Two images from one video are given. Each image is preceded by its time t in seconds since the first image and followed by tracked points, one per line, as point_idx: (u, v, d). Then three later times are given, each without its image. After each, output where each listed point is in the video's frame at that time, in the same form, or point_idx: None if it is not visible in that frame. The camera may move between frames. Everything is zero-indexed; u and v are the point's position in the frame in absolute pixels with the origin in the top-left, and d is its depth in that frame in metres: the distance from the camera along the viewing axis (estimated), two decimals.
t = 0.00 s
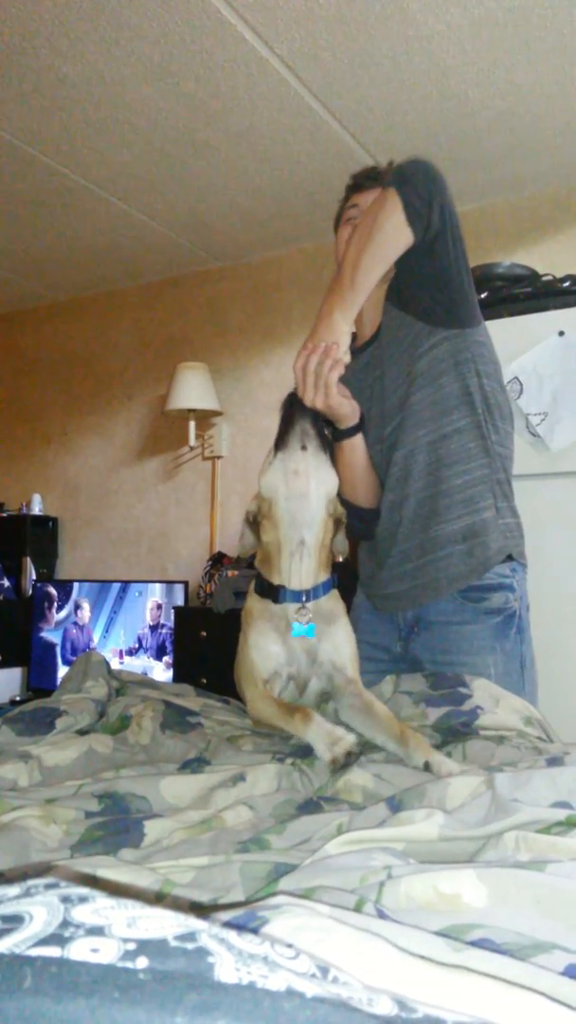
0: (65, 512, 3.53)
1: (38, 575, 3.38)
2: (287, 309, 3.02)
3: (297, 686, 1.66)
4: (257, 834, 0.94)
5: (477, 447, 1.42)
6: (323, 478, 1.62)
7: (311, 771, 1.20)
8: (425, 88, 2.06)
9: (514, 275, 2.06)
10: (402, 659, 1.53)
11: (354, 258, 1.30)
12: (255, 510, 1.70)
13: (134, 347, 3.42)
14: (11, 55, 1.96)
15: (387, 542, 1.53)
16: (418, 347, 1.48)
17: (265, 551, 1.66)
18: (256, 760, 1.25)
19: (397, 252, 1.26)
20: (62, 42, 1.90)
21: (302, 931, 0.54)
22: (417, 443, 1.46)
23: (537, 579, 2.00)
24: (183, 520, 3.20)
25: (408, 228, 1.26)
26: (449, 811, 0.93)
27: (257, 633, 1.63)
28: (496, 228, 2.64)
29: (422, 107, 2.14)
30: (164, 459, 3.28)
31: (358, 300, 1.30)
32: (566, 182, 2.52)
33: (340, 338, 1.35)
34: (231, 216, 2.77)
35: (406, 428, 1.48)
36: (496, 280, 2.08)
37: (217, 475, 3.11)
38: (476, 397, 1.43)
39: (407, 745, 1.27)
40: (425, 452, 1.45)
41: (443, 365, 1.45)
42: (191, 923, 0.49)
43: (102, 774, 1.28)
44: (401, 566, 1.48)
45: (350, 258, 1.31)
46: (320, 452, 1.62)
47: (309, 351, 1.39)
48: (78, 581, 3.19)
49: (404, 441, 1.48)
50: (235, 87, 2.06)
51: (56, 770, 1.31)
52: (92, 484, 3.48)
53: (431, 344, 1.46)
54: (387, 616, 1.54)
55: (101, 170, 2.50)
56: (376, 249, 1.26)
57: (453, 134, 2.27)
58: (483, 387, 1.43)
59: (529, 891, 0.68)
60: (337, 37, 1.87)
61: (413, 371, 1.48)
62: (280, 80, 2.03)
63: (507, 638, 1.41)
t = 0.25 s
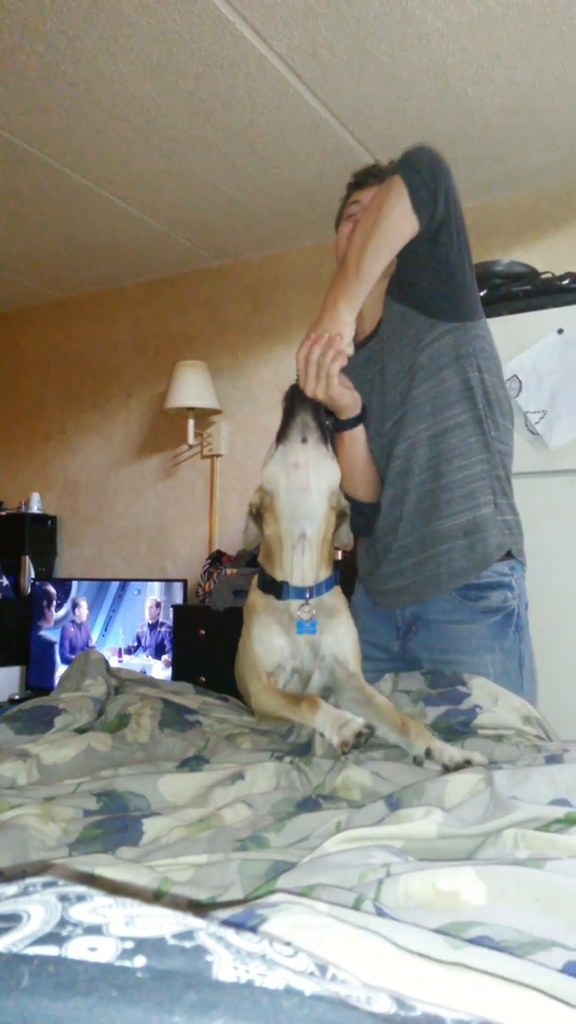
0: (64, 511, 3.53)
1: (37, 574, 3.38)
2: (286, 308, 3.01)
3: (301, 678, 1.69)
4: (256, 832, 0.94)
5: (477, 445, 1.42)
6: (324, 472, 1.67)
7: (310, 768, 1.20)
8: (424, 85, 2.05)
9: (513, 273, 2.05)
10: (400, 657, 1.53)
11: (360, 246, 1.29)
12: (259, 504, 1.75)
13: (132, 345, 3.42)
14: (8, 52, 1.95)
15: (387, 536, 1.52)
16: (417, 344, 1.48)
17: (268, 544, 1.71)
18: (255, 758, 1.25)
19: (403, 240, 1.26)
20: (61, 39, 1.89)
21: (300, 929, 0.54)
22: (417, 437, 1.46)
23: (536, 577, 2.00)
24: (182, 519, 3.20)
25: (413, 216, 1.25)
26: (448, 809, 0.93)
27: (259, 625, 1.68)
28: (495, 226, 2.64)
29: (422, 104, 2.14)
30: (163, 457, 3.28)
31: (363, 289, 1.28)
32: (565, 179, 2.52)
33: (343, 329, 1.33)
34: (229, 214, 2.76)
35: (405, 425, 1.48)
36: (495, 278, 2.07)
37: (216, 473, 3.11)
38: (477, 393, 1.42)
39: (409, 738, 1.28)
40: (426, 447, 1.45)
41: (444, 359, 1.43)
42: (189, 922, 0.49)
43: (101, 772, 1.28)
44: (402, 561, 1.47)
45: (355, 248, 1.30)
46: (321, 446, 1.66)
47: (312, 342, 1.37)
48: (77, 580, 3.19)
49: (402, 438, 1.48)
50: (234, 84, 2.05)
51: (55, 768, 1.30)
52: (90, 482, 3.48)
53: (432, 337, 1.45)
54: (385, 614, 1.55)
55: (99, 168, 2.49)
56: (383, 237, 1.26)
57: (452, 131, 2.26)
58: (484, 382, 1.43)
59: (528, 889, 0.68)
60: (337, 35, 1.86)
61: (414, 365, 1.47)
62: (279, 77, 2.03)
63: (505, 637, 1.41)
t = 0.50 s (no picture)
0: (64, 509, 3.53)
1: (37, 573, 3.38)
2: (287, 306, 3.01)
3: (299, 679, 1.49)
4: (256, 830, 0.94)
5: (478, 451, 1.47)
6: (328, 481, 1.46)
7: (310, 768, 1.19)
8: (424, 83, 2.05)
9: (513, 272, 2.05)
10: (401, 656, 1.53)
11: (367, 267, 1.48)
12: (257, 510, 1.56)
13: (133, 344, 3.42)
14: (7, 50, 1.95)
15: (391, 537, 1.50)
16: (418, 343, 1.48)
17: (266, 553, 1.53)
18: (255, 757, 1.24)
19: (410, 251, 1.44)
20: (60, 36, 1.89)
21: (301, 928, 0.54)
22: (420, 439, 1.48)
23: (537, 576, 2.00)
24: (182, 517, 3.20)
25: (421, 225, 1.43)
26: (448, 808, 0.93)
27: (259, 626, 1.52)
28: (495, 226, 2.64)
29: (422, 103, 2.14)
30: (164, 456, 3.28)
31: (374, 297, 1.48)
32: (565, 178, 2.51)
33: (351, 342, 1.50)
34: (229, 212, 2.76)
35: (405, 424, 1.48)
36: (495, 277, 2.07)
37: (217, 471, 3.11)
38: (479, 391, 1.47)
39: (399, 735, 1.28)
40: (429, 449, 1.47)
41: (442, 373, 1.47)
42: (190, 920, 0.49)
43: (102, 770, 1.28)
44: (404, 561, 1.50)
45: (361, 267, 1.52)
46: (326, 447, 1.47)
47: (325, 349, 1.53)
48: (77, 578, 3.19)
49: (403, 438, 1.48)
50: (234, 82, 2.05)
51: (56, 767, 1.30)
52: (91, 481, 3.48)
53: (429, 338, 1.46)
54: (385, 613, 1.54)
55: (99, 166, 2.49)
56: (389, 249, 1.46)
57: (452, 130, 2.26)
58: (486, 388, 1.47)
59: (528, 888, 0.68)
60: (337, 32, 1.86)
61: (414, 366, 1.48)
62: (278, 75, 2.02)
63: (507, 636, 1.42)
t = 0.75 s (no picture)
0: (65, 510, 3.53)
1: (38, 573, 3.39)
2: (287, 307, 3.01)
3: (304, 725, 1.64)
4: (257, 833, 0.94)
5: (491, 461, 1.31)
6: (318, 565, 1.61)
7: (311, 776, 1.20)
8: (426, 85, 2.05)
9: (514, 275, 2.06)
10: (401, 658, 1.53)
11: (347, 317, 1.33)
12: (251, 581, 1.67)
13: (133, 346, 3.42)
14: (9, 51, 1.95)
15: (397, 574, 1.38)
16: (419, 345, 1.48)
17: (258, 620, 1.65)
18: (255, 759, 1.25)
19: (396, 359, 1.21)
20: (62, 38, 1.89)
21: (304, 930, 0.54)
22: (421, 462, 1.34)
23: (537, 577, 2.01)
24: (183, 519, 3.20)
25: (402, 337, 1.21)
26: (449, 811, 0.93)
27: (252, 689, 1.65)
28: (496, 227, 2.64)
29: (423, 104, 2.14)
30: (164, 458, 3.28)
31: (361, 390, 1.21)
32: (565, 180, 2.52)
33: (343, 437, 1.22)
34: (230, 214, 2.77)
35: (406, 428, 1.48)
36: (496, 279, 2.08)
37: (217, 473, 3.11)
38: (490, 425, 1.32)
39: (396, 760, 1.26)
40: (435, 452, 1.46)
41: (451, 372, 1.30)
42: (193, 921, 0.50)
43: (103, 772, 1.29)
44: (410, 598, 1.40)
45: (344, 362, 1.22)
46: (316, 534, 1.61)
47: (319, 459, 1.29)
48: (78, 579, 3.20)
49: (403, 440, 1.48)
50: (236, 84, 2.06)
51: (57, 769, 1.31)
52: (91, 482, 3.48)
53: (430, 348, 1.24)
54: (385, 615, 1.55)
55: (100, 167, 2.49)
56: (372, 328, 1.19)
57: (453, 132, 2.27)
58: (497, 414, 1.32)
59: (528, 891, 0.68)
60: (339, 35, 1.87)
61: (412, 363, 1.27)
62: (280, 77, 2.03)
63: (516, 654, 1.29)
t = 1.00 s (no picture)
0: (65, 514, 3.54)
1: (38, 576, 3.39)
2: (288, 311, 3.02)
3: (295, 724, 1.66)
4: (256, 837, 0.94)
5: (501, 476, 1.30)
6: (307, 575, 1.59)
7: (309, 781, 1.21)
8: (426, 89, 2.06)
9: (514, 278, 2.06)
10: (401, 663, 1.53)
11: (360, 326, 1.50)
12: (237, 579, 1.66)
13: (134, 349, 3.43)
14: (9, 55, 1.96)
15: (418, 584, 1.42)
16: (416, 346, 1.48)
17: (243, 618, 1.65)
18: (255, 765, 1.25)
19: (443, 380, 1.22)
20: (62, 42, 1.90)
21: (303, 936, 0.55)
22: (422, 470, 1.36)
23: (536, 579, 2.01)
24: (183, 522, 3.20)
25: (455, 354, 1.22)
26: (448, 814, 0.93)
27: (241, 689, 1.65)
28: (495, 231, 2.65)
29: (423, 108, 2.14)
30: (164, 461, 3.28)
31: (400, 399, 1.20)
32: (565, 183, 2.52)
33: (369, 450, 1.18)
34: (230, 217, 2.78)
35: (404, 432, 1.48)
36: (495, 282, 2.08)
37: (217, 476, 3.12)
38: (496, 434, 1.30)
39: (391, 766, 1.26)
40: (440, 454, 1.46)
41: (468, 388, 1.28)
42: (193, 927, 0.50)
43: (103, 776, 1.29)
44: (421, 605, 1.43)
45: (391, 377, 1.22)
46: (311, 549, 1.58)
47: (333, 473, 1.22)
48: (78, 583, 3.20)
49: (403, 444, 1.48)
50: (236, 87, 2.06)
51: (57, 773, 1.31)
52: (91, 485, 3.48)
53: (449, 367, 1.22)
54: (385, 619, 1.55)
55: (100, 171, 2.50)
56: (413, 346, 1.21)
57: (453, 135, 2.27)
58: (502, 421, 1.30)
59: (528, 895, 0.68)
60: (338, 39, 1.87)
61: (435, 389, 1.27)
62: (280, 81, 2.03)
63: (521, 667, 1.30)
